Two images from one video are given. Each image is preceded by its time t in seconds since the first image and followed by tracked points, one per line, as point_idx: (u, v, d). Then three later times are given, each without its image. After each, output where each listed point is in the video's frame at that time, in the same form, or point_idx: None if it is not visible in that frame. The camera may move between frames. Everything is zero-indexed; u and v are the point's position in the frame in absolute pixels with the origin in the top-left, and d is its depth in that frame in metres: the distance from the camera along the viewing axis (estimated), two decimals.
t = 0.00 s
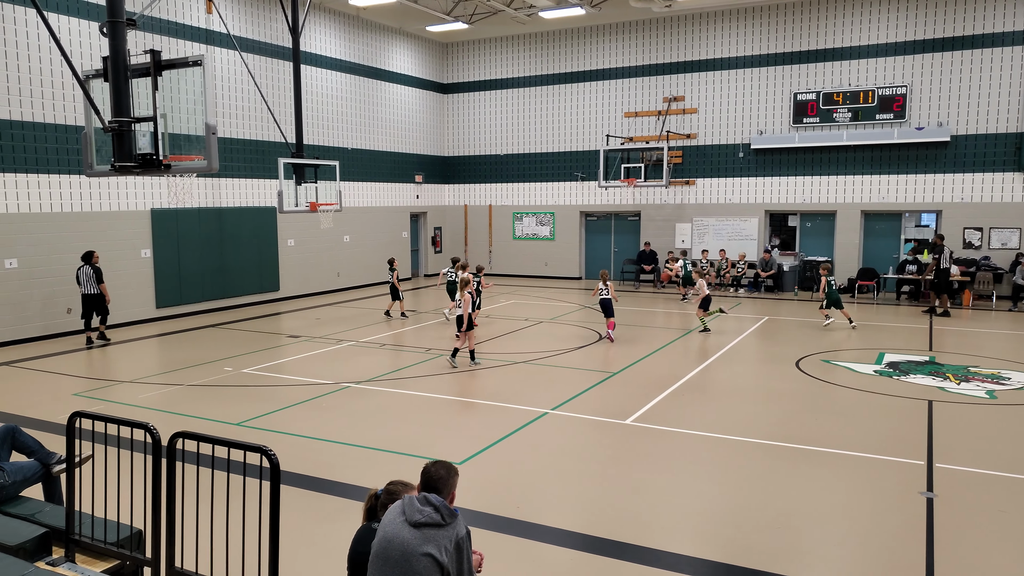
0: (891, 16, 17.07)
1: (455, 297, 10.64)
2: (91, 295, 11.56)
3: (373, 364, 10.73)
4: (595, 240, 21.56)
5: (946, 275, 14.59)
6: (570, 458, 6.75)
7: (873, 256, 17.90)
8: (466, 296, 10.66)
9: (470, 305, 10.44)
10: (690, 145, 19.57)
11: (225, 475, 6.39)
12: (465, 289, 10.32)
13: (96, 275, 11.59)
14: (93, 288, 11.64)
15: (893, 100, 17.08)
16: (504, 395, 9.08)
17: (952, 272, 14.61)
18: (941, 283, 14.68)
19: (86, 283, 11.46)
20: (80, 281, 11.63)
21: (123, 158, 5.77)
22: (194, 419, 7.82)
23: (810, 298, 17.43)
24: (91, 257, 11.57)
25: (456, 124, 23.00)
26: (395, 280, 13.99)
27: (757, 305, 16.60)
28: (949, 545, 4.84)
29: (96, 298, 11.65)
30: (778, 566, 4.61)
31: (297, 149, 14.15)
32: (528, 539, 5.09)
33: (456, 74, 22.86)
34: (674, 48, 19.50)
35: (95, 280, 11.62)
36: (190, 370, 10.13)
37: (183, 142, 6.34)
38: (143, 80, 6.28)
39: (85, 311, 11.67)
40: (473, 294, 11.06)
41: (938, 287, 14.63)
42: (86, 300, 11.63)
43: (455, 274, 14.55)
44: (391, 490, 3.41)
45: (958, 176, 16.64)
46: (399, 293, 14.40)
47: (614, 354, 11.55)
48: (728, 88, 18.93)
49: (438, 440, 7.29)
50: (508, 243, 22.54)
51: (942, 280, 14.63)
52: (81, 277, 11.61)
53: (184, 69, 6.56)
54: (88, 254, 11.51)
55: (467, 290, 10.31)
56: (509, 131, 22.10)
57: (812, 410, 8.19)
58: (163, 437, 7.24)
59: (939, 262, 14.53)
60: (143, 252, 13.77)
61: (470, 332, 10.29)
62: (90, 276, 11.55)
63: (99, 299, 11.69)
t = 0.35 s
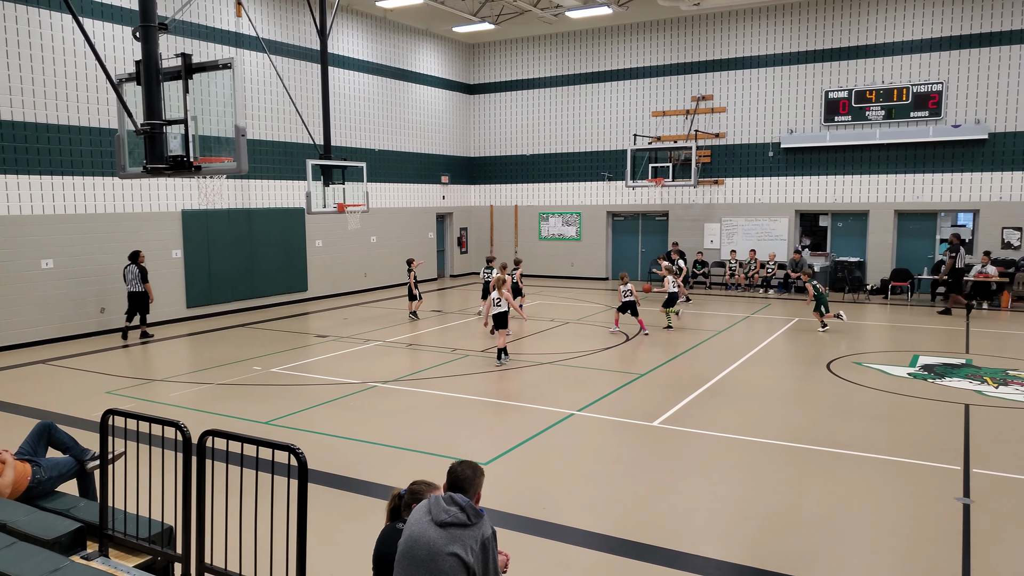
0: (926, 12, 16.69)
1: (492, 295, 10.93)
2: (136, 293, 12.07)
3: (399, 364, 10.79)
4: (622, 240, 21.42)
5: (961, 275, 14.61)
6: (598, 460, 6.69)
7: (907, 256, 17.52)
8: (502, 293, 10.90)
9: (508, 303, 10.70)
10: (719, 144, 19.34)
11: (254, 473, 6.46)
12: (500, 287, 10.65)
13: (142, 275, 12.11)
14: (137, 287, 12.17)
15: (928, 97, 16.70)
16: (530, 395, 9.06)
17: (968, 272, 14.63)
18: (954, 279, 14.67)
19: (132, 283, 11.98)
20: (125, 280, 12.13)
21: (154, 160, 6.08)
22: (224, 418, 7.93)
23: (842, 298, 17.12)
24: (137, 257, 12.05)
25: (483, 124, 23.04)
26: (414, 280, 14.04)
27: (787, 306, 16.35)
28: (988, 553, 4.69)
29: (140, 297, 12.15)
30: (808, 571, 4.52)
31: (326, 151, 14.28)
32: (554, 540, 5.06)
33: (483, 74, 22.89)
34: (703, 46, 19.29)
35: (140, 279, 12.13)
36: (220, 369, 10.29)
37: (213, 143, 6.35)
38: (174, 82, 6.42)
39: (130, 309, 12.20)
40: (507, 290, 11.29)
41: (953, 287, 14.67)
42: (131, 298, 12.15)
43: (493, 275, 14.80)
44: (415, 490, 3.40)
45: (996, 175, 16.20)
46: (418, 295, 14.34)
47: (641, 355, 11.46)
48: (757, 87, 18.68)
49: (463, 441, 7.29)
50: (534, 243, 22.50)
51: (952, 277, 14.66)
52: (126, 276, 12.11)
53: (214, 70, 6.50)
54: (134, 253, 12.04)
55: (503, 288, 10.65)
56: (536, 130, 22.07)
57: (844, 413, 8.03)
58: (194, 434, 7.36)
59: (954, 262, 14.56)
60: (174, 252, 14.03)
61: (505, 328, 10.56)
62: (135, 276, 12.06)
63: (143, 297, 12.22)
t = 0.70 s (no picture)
0: (966, 7, 16.25)
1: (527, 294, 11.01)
2: (182, 292, 12.64)
3: (428, 364, 10.80)
4: (653, 240, 21.22)
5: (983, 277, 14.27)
6: (628, 462, 6.60)
7: (946, 257, 17.04)
8: (538, 292, 10.96)
9: (542, 303, 10.76)
10: (751, 144, 19.02)
11: (285, 471, 6.51)
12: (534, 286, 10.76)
13: (187, 274, 12.64)
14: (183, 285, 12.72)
15: (968, 94, 16.26)
16: (560, 396, 9.00)
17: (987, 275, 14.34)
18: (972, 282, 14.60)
19: (178, 282, 12.54)
20: (171, 278, 12.68)
21: (189, 162, 6.34)
22: (256, 417, 8.02)
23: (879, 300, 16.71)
24: (181, 257, 12.54)
25: (513, 125, 23.02)
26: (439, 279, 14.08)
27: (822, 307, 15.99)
28: None
29: (186, 295, 12.73)
30: None
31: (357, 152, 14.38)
32: (585, 542, 4.99)
33: (513, 75, 22.88)
34: (735, 44, 19.02)
35: (186, 278, 12.67)
36: (253, 368, 10.42)
37: (247, 145, 6.42)
38: (208, 85, 6.51)
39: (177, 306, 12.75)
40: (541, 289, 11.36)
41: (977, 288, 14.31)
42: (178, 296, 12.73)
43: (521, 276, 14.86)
44: (442, 490, 3.37)
45: None
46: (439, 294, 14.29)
47: (672, 356, 11.30)
48: (791, 84, 18.34)
49: (492, 441, 7.26)
50: (564, 244, 22.40)
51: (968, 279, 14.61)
52: (173, 275, 12.67)
53: (247, 71, 6.50)
54: (179, 253, 12.54)
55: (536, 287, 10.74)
56: (566, 130, 21.98)
57: (884, 416, 7.80)
58: (226, 433, 7.46)
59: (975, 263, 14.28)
60: (209, 253, 14.28)
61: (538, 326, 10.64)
62: (181, 275, 12.61)
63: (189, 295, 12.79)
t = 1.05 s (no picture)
0: (980, 6, 16.06)
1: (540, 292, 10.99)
2: (202, 290, 12.96)
3: (439, 364, 10.79)
4: (663, 240, 21.13)
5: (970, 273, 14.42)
6: (639, 462, 6.55)
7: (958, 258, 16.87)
8: (551, 290, 10.94)
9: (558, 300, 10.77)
10: (763, 143, 18.88)
11: (295, 471, 6.52)
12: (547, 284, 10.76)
13: (206, 272, 12.96)
14: (203, 284, 13.04)
15: (981, 94, 16.08)
16: (570, 396, 8.95)
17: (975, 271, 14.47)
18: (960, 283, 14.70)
19: (198, 280, 12.86)
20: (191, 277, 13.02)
21: (200, 162, 6.28)
22: (267, 417, 8.04)
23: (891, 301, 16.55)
24: (202, 255, 12.88)
25: (524, 125, 22.99)
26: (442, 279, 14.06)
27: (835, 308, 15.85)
28: None
29: (205, 293, 13.04)
30: None
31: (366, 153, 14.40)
32: (595, 542, 4.96)
33: (524, 75, 22.84)
34: (747, 44, 18.90)
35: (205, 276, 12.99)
36: (264, 369, 10.45)
37: (258, 146, 6.48)
38: (219, 86, 6.54)
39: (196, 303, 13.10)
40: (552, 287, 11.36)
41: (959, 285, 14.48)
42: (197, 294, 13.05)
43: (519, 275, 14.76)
44: (452, 490, 3.33)
45: None
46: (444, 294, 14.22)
47: (683, 356, 11.24)
48: (803, 84, 18.20)
49: (503, 441, 7.23)
50: (574, 243, 22.34)
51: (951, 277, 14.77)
52: (192, 273, 12.97)
53: (259, 72, 6.58)
54: (200, 252, 12.86)
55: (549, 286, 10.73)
56: (577, 130, 21.92)
57: (898, 416, 7.71)
58: (237, 432, 7.48)
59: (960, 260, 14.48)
60: (220, 254, 14.35)
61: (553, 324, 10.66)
62: (201, 273, 12.93)
63: (208, 293, 13.11)
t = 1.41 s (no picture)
0: (983, 5, 16.01)
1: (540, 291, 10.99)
2: (215, 288, 13.18)
3: (441, 364, 10.78)
4: (666, 240, 21.11)
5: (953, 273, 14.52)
6: (642, 462, 6.54)
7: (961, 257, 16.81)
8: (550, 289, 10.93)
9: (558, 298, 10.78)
10: (766, 144, 18.85)
11: (298, 471, 6.51)
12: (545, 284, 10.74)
13: (219, 271, 13.19)
14: (216, 282, 13.27)
15: (984, 94, 16.03)
16: (572, 397, 8.94)
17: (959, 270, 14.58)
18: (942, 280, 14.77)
19: (211, 279, 13.08)
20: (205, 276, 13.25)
21: (203, 162, 6.37)
22: (270, 417, 8.03)
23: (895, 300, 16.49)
24: (214, 254, 13.04)
25: (527, 125, 22.96)
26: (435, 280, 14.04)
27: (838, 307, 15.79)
28: None
29: (219, 291, 13.27)
30: None
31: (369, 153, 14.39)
32: (597, 542, 4.94)
33: (527, 75, 22.84)
34: (750, 44, 18.87)
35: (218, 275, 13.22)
36: (267, 369, 10.45)
37: (261, 146, 6.47)
38: (223, 86, 6.54)
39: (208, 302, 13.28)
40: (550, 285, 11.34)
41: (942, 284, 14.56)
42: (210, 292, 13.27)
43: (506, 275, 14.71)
44: (456, 489, 3.31)
45: None
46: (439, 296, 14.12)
47: (686, 356, 11.21)
48: (806, 84, 18.15)
49: (505, 441, 7.22)
50: (577, 243, 22.31)
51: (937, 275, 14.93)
52: (205, 272, 13.19)
53: (263, 72, 6.54)
54: (213, 251, 13.02)
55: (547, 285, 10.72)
56: (580, 130, 21.89)
57: (902, 416, 7.68)
58: (240, 432, 7.48)
59: (943, 259, 14.58)
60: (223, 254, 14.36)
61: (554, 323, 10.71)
62: (215, 272, 13.15)
63: (220, 291, 13.32)
